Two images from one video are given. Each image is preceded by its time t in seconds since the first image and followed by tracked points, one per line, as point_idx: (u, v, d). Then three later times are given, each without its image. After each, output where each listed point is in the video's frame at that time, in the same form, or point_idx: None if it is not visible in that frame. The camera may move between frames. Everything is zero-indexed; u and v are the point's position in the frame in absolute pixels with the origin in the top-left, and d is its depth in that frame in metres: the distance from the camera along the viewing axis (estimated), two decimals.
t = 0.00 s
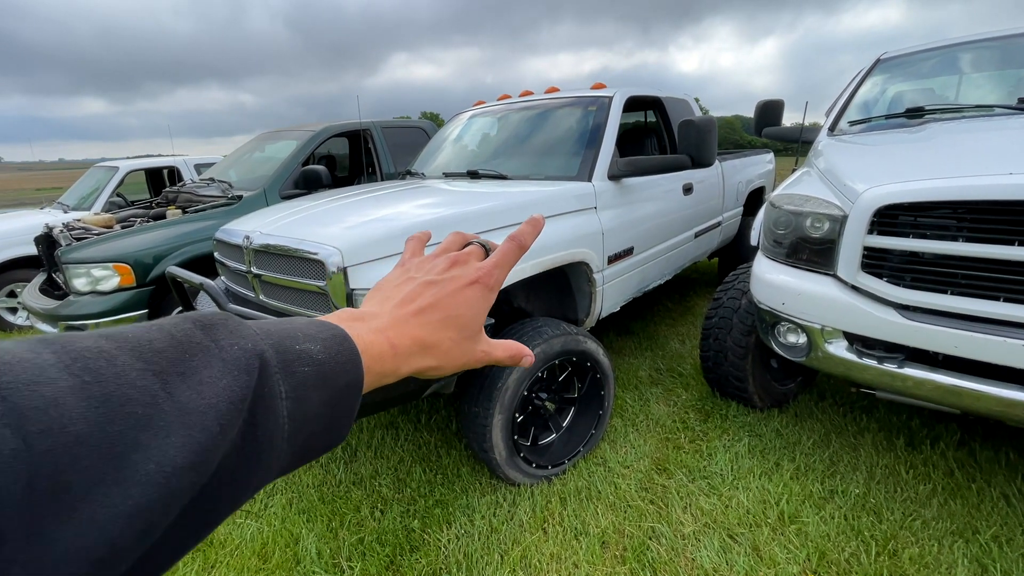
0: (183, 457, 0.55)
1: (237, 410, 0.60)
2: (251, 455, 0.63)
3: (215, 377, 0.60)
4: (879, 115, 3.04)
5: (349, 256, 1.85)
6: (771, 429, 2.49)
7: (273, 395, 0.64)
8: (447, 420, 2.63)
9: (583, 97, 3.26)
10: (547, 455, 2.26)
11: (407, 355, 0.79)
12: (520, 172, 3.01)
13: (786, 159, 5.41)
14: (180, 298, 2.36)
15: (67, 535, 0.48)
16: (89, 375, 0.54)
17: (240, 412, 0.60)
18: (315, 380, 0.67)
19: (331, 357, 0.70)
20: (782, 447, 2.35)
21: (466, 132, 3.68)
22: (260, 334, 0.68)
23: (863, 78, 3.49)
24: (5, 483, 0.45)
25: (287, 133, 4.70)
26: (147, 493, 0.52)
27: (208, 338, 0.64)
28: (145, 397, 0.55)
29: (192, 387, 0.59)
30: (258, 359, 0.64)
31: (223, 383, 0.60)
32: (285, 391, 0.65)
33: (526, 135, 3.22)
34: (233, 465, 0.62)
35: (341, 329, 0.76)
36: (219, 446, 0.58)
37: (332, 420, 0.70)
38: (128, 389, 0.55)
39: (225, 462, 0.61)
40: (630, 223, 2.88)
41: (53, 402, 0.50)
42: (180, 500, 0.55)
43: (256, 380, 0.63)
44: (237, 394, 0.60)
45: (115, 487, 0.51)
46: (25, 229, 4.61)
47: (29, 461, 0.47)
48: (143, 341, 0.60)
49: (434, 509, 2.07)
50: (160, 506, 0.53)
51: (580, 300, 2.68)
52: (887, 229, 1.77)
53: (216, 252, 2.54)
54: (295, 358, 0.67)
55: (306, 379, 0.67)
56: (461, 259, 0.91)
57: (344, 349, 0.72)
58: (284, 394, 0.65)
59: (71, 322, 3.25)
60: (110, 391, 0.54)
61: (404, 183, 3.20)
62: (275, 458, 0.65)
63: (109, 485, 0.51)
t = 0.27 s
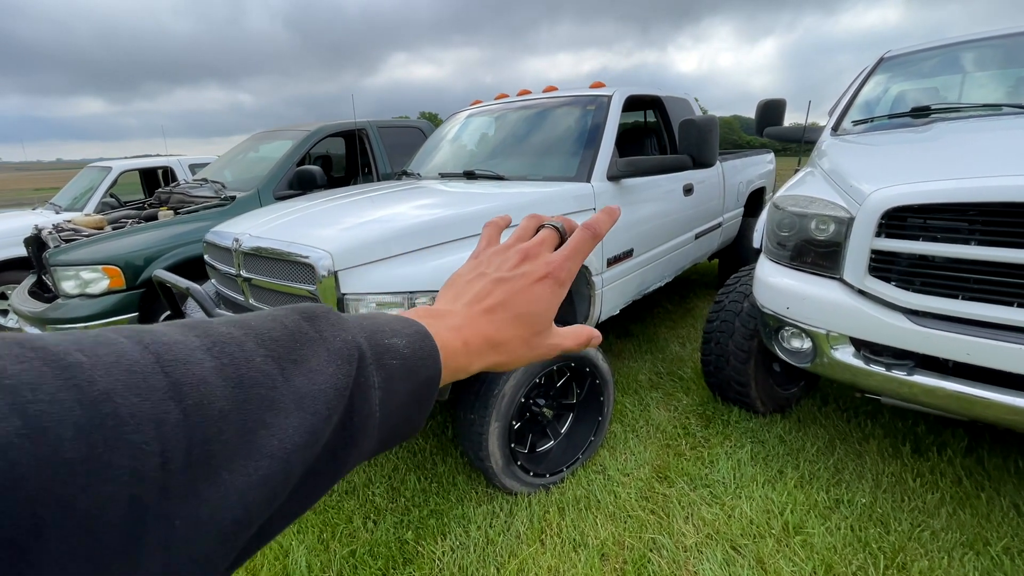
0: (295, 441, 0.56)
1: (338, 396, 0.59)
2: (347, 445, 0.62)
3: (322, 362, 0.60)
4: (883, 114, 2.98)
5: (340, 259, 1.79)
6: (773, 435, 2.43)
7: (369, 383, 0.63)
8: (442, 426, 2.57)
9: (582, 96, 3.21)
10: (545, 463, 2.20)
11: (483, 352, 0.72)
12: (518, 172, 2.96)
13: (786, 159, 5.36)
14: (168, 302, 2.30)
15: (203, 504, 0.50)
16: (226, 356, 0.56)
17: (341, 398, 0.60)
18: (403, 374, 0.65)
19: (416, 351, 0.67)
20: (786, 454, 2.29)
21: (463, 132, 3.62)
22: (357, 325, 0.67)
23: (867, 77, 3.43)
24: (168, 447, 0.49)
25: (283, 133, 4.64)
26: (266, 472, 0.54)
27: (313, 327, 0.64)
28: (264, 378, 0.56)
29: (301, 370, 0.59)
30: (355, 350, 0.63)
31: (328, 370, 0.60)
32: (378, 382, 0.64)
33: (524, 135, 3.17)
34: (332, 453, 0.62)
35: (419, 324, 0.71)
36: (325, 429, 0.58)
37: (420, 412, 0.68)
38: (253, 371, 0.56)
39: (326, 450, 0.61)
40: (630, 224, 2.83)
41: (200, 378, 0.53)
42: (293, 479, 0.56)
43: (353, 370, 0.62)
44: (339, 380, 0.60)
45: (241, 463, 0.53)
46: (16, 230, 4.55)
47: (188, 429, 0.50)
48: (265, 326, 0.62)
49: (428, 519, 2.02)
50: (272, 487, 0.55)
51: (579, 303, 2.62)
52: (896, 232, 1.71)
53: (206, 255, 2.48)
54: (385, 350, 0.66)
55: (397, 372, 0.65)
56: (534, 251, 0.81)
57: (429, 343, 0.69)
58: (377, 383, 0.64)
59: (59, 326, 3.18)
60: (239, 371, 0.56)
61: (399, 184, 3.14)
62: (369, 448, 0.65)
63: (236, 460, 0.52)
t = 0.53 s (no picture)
0: (356, 394, 0.63)
1: (390, 361, 0.68)
2: (394, 406, 0.69)
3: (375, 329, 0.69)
4: (886, 111, 2.93)
5: (328, 259, 1.72)
6: (775, 439, 2.37)
7: (412, 354, 0.71)
8: (436, 430, 2.51)
9: (580, 93, 3.15)
10: (541, 468, 2.14)
11: (484, 346, 0.82)
12: (514, 170, 2.90)
13: (786, 157, 5.30)
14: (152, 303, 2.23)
15: (287, 438, 0.58)
16: (295, 314, 0.64)
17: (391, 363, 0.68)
18: (440, 347, 0.74)
19: (451, 329, 0.76)
20: (788, 459, 2.23)
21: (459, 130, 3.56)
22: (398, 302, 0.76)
23: (869, 73, 3.38)
24: (259, 382, 0.56)
25: (276, 131, 4.57)
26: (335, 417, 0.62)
27: (362, 301, 0.72)
28: (327, 337, 0.64)
29: (358, 335, 0.67)
30: (400, 323, 0.71)
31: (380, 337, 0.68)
32: (420, 352, 0.72)
33: (520, 132, 3.11)
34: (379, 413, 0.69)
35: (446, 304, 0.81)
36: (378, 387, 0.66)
37: (453, 383, 0.76)
38: (318, 330, 0.64)
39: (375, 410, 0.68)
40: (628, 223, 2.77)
41: (277, 328, 0.60)
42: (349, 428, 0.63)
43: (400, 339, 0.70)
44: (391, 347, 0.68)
45: (314, 407, 0.60)
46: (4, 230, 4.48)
47: (272, 368, 0.57)
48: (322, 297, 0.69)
49: (420, 528, 1.95)
50: (337, 433, 0.62)
51: (576, 304, 2.56)
52: (904, 230, 1.65)
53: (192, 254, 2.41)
54: (424, 325, 0.75)
55: (435, 345, 0.73)
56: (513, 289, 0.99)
57: (462, 322, 0.78)
58: (419, 356, 0.72)
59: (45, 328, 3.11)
60: (307, 328, 0.63)
61: (393, 182, 3.08)
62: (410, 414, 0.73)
63: (310, 404, 0.60)
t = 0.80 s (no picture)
0: (289, 439, 0.58)
1: (337, 401, 0.63)
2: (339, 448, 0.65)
3: (321, 364, 0.64)
4: (886, 107, 2.91)
5: (321, 254, 1.69)
6: (775, 437, 2.35)
7: (364, 392, 0.67)
8: (433, 429, 2.48)
9: (578, 89, 3.12)
10: (539, 467, 2.11)
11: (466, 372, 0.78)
12: (511, 167, 2.87)
13: (784, 156, 5.29)
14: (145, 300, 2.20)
15: (196, 494, 0.52)
16: (220, 349, 0.58)
17: (337, 404, 0.63)
18: (399, 382, 0.70)
19: (415, 361, 0.72)
20: (789, 457, 2.21)
21: (456, 127, 3.53)
22: (355, 329, 0.71)
23: (868, 70, 3.36)
24: (170, 430, 0.51)
25: (272, 129, 4.54)
26: (257, 471, 0.56)
27: (313, 330, 0.68)
28: (262, 376, 0.59)
29: (300, 372, 0.62)
30: (354, 356, 0.67)
31: (327, 374, 0.63)
32: (373, 388, 0.68)
33: (518, 129, 3.08)
34: (322, 455, 0.65)
35: (420, 335, 0.77)
36: (319, 432, 0.61)
37: (411, 420, 0.72)
38: (250, 366, 0.59)
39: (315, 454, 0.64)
40: (627, 219, 2.74)
41: (191, 367, 0.54)
42: (280, 477, 0.59)
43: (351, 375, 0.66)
44: (338, 386, 0.63)
45: (233, 458, 0.55)
46: None
47: (174, 419, 0.51)
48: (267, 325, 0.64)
49: (416, 528, 1.92)
50: (268, 481, 0.58)
51: (574, 301, 2.53)
52: (906, 224, 1.63)
53: (186, 251, 2.38)
54: (382, 359, 0.70)
55: (390, 381, 0.69)
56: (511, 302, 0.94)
57: (428, 352, 0.74)
58: (372, 393, 0.67)
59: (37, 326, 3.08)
60: (234, 365, 0.58)
61: (390, 179, 3.05)
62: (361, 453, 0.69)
63: (227, 456, 0.54)
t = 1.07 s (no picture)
0: (235, 459, 0.62)
1: (290, 416, 0.68)
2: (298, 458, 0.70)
3: (272, 380, 0.68)
4: (882, 112, 2.95)
5: (329, 258, 1.73)
6: (774, 437, 2.38)
7: (321, 404, 0.72)
8: (436, 430, 2.51)
9: (578, 93, 3.16)
10: (541, 467, 2.15)
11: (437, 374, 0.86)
12: (513, 170, 2.91)
13: (783, 157, 5.33)
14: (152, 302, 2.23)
15: (143, 514, 0.56)
16: (159, 371, 0.61)
17: (290, 418, 0.68)
18: (360, 391, 0.75)
19: (374, 369, 0.78)
20: (787, 457, 2.24)
21: (457, 130, 3.56)
22: (311, 343, 0.76)
23: (865, 74, 3.40)
24: (111, 458, 0.54)
25: (274, 131, 4.57)
26: (200, 490, 0.60)
27: (265, 344, 0.72)
28: (209, 396, 0.63)
29: (249, 389, 0.66)
30: (309, 369, 0.72)
31: (278, 390, 0.67)
32: (332, 400, 0.73)
33: (519, 132, 3.12)
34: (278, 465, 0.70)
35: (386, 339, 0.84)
36: (270, 446, 0.65)
37: (373, 427, 0.77)
38: (191, 387, 0.62)
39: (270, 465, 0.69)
40: (627, 222, 2.78)
41: (122, 395, 0.57)
42: (232, 492, 0.63)
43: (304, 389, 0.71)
44: (290, 401, 0.68)
45: (174, 480, 0.58)
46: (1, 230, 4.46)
47: (104, 448, 0.54)
48: (216, 343, 0.68)
49: (422, 526, 1.96)
50: (220, 497, 0.62)
51: (576, 303, 2.57)
52: (901, 229, 1.67)
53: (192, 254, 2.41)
54: (341, 369, 0.75)
55: (350, 390, 0.74)
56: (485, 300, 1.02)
57: (388, 362, 0.80)
58: (331, 404, 0.72)
59: (42, 328, 3.11)
60: (176, 388, 0.61)
61: (393, 182, 3.08)
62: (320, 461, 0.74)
63: (167, 479, 0.58)
